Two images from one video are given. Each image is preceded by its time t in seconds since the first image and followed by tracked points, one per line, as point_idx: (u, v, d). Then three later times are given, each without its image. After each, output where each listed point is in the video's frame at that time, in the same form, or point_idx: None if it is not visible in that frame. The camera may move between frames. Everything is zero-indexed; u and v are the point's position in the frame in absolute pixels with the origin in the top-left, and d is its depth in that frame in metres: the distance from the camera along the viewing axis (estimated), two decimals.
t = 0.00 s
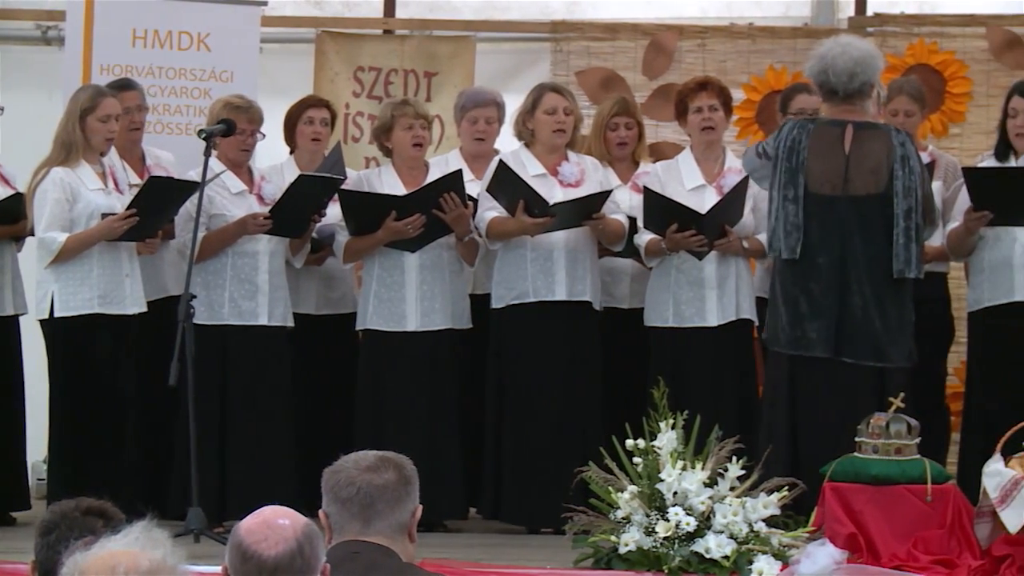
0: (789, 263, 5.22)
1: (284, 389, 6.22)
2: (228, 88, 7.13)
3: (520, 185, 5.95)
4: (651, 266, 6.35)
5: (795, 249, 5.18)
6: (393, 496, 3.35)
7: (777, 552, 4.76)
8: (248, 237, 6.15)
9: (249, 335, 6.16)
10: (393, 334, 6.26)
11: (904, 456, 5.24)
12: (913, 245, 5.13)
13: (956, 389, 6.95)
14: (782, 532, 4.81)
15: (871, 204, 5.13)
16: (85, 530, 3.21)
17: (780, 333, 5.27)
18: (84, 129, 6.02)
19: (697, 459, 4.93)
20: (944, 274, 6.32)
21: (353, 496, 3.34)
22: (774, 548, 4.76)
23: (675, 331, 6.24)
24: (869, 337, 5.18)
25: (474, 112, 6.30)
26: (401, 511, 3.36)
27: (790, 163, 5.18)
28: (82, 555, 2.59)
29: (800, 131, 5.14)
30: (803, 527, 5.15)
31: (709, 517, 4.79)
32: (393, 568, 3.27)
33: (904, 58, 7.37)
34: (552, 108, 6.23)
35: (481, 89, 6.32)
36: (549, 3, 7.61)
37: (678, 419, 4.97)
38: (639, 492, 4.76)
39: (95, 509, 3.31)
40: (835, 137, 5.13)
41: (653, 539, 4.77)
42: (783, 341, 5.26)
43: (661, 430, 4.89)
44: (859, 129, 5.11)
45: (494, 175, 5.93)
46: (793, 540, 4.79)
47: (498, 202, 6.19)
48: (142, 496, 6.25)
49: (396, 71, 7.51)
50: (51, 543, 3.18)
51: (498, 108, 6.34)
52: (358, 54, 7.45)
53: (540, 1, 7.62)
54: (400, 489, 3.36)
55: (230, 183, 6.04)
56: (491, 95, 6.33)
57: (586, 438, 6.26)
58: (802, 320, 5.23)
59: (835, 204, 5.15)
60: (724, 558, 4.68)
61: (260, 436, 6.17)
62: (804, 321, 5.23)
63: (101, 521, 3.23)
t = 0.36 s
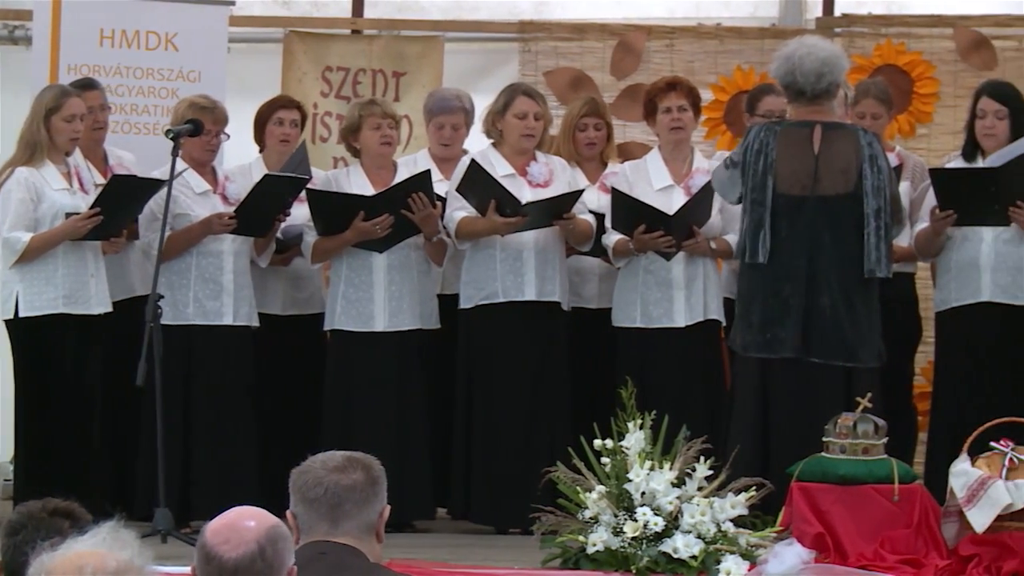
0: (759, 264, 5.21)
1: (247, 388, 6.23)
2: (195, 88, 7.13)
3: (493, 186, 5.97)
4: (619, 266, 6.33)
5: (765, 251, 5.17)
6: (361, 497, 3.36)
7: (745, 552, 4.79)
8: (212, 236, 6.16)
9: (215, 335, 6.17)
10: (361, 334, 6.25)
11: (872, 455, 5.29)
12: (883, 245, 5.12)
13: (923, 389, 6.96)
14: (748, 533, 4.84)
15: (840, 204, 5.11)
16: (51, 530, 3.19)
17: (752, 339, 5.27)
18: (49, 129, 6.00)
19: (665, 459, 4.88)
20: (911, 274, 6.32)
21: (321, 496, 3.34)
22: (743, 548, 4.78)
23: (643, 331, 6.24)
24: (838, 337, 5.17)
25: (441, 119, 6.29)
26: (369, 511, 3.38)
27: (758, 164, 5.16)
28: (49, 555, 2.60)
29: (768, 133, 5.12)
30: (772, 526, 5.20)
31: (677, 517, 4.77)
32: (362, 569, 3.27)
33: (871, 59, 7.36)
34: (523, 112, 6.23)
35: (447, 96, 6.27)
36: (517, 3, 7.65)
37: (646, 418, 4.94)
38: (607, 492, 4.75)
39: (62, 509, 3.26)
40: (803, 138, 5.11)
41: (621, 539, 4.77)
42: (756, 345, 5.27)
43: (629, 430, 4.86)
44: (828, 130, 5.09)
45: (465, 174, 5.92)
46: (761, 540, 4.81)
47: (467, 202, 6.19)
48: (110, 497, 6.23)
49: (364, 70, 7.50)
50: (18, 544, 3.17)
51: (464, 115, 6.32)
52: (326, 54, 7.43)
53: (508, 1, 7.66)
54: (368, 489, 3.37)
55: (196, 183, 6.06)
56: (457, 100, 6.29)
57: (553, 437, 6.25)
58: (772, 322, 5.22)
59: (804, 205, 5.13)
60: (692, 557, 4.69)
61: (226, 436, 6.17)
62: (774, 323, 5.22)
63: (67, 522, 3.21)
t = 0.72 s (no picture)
0: (718, 264, 5.24)
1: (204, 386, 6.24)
2: (155, 88, 7.13)
3: (458, 186, 5.94)
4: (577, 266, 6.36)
5: (723, 251, 5.20)
6: (321, 497, 3.35)
7: (705, 552, 4.80)
8: (169, 236, 6.16)
9: (174, 336, 6.17)
10: (321, 335, 6.25)
11: (831, 456, 5.24)
12: (840, 244, 5.18)
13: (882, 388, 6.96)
14: (708, 533, 4.85)
15: (797, 205, 5.17)
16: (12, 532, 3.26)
17: (715, 337, 5.28)
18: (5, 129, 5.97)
19: (626, 459, 4.88)
20: (869, 275, 6.34)
21: (281, 497, 3.34)
22: (702, 548, 4.79)
23: (601, 332, 6.26)
24: (798, 337, 5.21)
25: (402, 122, 6.30)
26: (330, 512, 3.37)
27: (715, 165, 5.20)
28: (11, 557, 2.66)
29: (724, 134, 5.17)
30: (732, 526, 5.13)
31: (637, 518, 4.78)
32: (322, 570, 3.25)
33: (831, 61, 7.39)
34: (487, 113, 6.18)
35: (408, 98, 6.27)
36: (478, 4, 7.72)
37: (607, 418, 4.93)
38: (568, 493, 4.74)
39: (22, 510, 3.32)
40: (759, 139, 5.16)
41: (581, 540, 4.78)
42: (717, 342, 5.27)
43: (589, 430, 4.85)
44: (784, 131, 5.15)
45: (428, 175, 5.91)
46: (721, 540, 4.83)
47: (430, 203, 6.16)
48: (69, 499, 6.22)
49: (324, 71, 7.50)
50: None
51: (425, 117, 6.32)
52: (286, 54, 7.44)
53: (470, 2, 7.72)
54: (329, 490, 3.37)
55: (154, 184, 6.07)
56: (418, 103, 6.29)
57: (517, 438, 6.22)
58: (731, 322, 5.24)
59: (762, 206, 5.18)
60: (652, 558, 4.71)
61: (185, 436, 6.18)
62: (738, 324, 5.24)
63: (27, 522, 3.28)
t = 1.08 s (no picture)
0: (666, 267, 5.23)
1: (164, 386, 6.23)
2: (114, 88, 7.12)
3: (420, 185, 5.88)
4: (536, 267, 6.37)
5: (672, 254, 5.19)
6: (280, 497, 3.31)
7: (664, 552, 4.79)
8: (127, 236, 6.16)
9: (132, 336, 6.16)
10: (280, 335, 6.23)
11: (790, 455, 5.31)
12: (783, 241, 5.23)
13: (841, 389, 6.98)
14: (667, 532, 4.84)
15: (741, 204, 5.19)
16: None
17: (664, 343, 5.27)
18: None
19: (585, 459, 4.87)
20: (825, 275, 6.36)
21: (240, 497, 3.29)
22: (662, 548, 4.78)
23: (560, 332, 6.26)
24: (747, 335, 5.22)
25: (361, 122, 6.29)
26: (289, 512, 3.32)
27: (659, 168, 5.20)
28: None
29: (667, 136, 5.17)
30: (691, 526, 5.17)
31: (596, 518, 4.78)
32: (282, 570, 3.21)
33: (790, 62, 7.40)
34: (448, 112, 6.11)
35: (367, 99, 6.25)
36: (438, 4, 7.67)
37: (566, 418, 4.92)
38: (527, 493, 4.73)
39: None
40: (702, 141, 5.18)
41: (540, 540, 4.75)
42: (666, 347, 5.27)
43: (548, 430, 4.85)
44: (726, 132, 5.17)
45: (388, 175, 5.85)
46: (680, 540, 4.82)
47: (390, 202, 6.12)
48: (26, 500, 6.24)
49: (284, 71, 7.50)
50: None
51: (385, 117, 6.32)
52: (246, 54, 7.44)
53: (430, 1, 7.68)
54: (289, 490, 3.33)
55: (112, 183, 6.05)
56: (378, 105, 6.28)
57: (477, 437, 6.21)
58: (681, 323, 5.24)
59: (707, 207, 5.19)
60: (612, 558, 4.69)
61: (144, 436, 6.17)
62: (687, 326, 5.24)
63: None
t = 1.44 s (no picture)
0: (584, 263, 4.96)
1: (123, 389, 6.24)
2: (70, 88, 7.10)
3: (373, 185, 5.87)
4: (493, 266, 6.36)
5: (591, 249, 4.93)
6: (237, 497, 3.28)
7: (622, 552, 4.78)
8: (85, 236, 6.14)
9: (90, 336, 6.14)
10: (237, 335, 6.22)
11: (748, 455, 5.48)
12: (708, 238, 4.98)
13: (798, 390, 7.00)
14: (625, 532, 4.84)
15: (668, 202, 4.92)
16: None
17: (580, 332, 5.02)
18: None
19: (542, 459, 4.89)
20: (782, 274, 6.40)
21: (197, 497, 3.26)
22: (619, 548, 4.78)
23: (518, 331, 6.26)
24: (673, 331, 5.01)
25: (318, 123, 6.32)
26: (246, 512, 3.29)
27: (584, 164, 4.92)
28: None
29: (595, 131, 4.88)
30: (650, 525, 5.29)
31: (554, 518, 4.77)
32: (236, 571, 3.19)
33: (747, 62, 7.42)
34: (405, 106, 6.07)
35: (324, 99, 6.29)
36: (396, 4, 7.68)
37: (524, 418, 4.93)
38: (484, 492, 4.73)
39: None
40: (630, 138, 4.91)
41: (497, 540, 4.75)
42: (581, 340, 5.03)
43: (506, 431, 4.85)
44: (656, 129, 4.89)
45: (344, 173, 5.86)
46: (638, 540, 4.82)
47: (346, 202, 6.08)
48: None
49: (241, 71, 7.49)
50: None
51: (342, 117, 6.35)
52: (202, 54, 7.41)
53: (387, 2, 7.69)
54: (245, 490, 3.29)
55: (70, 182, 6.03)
56: (334, 104, 6.31)
57: (433, 437, 6.18)
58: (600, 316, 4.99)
59: (633, 204, 4.92)
60: (569, 558, 4.67)
61: (102, 436, 6.16)
62: (607, 320, 5.00)
63: None
